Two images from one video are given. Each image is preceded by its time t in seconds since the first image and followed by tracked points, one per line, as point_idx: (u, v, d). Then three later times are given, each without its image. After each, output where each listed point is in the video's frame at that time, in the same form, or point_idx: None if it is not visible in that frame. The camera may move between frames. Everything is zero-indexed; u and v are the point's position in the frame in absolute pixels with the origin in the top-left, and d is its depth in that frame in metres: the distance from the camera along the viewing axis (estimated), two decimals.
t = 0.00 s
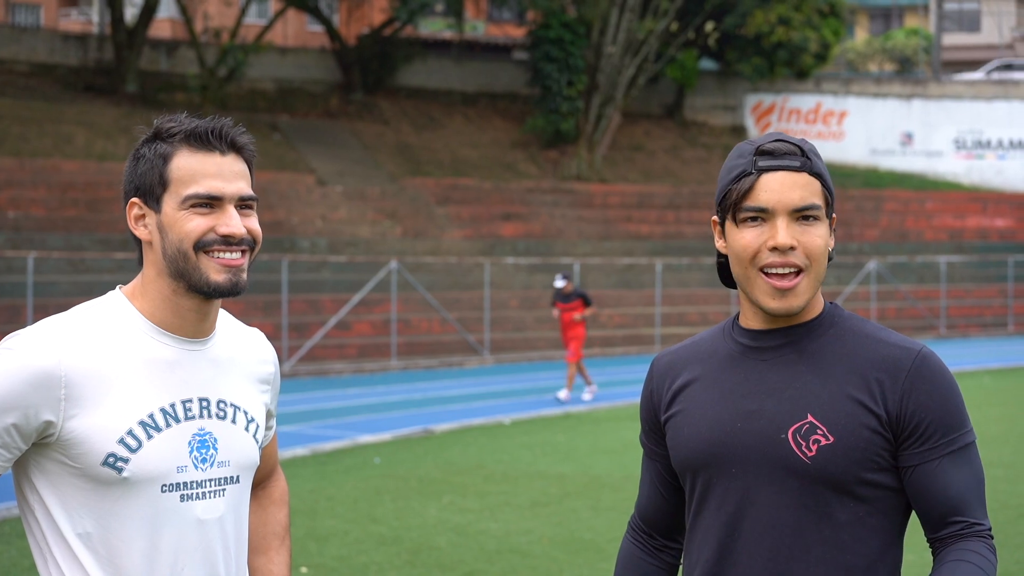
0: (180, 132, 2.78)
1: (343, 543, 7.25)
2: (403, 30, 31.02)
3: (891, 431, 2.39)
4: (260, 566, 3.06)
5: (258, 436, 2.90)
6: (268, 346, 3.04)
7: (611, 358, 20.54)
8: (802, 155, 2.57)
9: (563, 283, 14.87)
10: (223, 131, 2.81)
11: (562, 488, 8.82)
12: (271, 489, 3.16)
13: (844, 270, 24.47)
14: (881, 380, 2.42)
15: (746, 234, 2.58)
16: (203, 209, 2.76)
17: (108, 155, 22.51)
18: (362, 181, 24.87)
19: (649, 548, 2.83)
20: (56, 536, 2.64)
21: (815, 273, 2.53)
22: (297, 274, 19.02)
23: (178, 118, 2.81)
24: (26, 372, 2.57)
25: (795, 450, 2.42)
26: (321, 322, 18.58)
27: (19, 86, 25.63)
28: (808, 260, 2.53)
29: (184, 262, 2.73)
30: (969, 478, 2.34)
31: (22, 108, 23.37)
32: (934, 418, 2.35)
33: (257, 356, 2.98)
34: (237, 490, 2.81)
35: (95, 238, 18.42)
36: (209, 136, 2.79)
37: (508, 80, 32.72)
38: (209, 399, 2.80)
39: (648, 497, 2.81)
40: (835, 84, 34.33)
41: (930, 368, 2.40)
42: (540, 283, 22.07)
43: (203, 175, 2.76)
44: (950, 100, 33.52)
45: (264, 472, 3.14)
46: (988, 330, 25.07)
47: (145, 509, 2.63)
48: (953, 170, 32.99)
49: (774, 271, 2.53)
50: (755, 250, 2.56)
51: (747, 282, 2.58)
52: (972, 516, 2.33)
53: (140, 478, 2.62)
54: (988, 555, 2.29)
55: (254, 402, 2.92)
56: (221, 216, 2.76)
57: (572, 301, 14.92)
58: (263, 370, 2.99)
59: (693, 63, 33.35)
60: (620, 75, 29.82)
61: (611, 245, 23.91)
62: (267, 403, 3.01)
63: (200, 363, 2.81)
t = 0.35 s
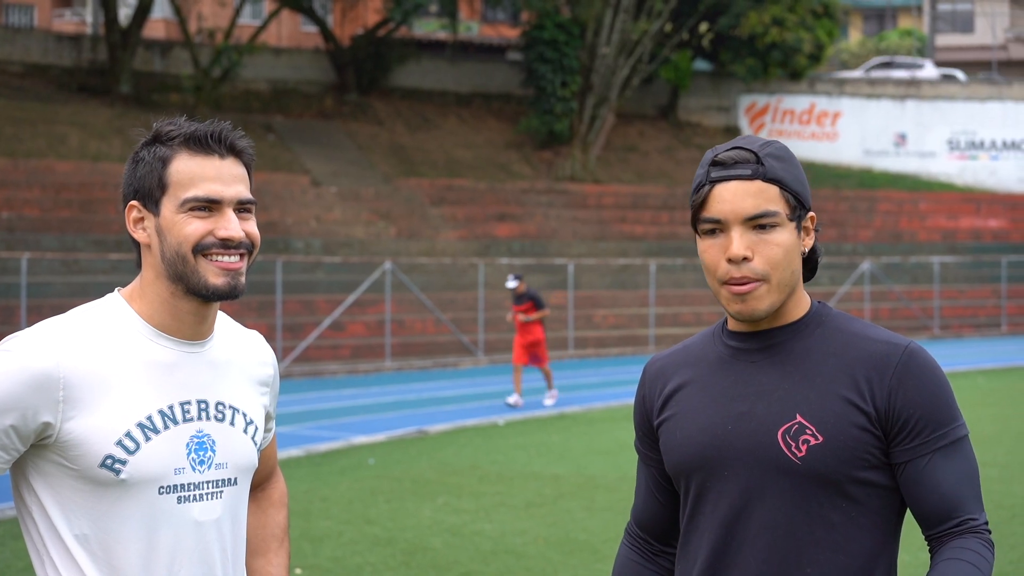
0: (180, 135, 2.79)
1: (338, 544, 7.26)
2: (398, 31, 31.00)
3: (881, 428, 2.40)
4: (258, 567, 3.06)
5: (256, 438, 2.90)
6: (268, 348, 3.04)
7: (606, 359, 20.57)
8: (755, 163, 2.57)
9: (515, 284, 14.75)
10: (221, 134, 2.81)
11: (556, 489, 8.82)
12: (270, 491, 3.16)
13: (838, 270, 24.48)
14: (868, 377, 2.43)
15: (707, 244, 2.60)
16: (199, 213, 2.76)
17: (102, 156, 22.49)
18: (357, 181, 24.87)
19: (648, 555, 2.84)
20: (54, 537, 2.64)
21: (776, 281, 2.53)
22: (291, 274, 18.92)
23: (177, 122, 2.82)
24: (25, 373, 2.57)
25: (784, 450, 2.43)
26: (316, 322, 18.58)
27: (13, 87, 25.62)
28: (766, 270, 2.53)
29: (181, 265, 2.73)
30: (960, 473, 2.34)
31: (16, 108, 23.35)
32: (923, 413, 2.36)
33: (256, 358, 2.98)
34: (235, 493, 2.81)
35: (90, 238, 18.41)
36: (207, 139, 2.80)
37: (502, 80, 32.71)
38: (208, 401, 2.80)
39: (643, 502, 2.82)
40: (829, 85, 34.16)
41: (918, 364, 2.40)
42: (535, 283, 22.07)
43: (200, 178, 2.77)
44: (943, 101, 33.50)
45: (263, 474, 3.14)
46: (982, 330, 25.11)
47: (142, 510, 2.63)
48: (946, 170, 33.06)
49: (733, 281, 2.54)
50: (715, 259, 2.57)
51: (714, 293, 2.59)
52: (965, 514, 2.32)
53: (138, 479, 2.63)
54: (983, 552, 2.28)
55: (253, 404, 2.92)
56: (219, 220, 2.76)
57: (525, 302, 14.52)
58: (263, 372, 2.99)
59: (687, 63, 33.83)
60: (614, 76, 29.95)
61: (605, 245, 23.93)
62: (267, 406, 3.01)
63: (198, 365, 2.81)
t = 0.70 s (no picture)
0: (174, 135, 2.79)
1: (332, 544, 7.26)
2: (393, 30, 30.98)
3: (861, 425, 2.39)
4: (258, 567, 3.07)
5: (255, 435, 2.91)
6: (266, 347, 3.04)
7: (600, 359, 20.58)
8: (687, 167, 2.59)
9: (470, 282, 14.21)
10: (216, 133, 2.81)
11: (550, 488, 8.82)
12: (271, 491, 3.16)
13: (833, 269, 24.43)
14: (847, 374, 2.43)
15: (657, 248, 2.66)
16: (193, 211, 2.75)
17: (97, 155, 22.48)
18: (352, 181, 24.88)
19: (645, 560, 2.83)
20: (51, 531, 2.64)
21: (711, 283, 2.55)
22: (286, 274, 18.87)
23: (173, 122, 2.82)
24: (24, 369, 2.57)
25: (763, 449, 2.44)
26: (311, 322, 18.58)
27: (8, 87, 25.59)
28: (699, 273, 2.55)
29: (176, 263, 2.72)
30: (940, 470, 2.33)
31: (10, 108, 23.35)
32: (902, 409, 2.35)
33: (256, 357, 2.98)
34: (233, 489, 2.81)
35: (84, 239, 18.41)
36: (203, 138, 2.80)
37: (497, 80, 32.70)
38: (207, 397, 2.80)
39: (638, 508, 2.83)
40: (824, 85, 34.28)
41: (898, 358, 2.40)
42: (530, 283, 22.06)
43: (194, 177, 2.76)
44: (938, 101, 33.50)
45: (263, 474, 3.15)
46: (977, 330, 25.15)
47: (140, 503, 2.64)
48: (942, 170, 33.09)
49: (674, 284, 2.59)
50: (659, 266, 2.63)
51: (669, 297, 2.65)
52: (945, 512, 2.31)
53: (135, 474, 2.63)
54: (963, 551, 2.27)
55: (253, 401, 2.92)
56: (213, 218, 2.76)
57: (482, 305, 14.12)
58: (262, 371, 3.00)
59: (682, 63, 33.26)
60: (609, 75, 29.93)
61: (600, 245, 23.95)
62: (266, 404, 3.02)
63: (197, 361, 2.81)
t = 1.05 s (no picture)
0: (160, 133, 2.79)
1: (319, 544, 7.25)
2: (381, 30, 30.92)
3: (846, 426, 2.38)
4: (250, 569, 3.14)
5: (244, 437, 2.91)
6: (257, 348, 3.04)
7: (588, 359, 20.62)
8: (666, 175, 2.58)
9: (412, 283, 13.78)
10: (202, 131, 2.80)
11: (537, 488, 8.82)
12: (266, 494, 3.25)
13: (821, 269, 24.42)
14: (831, 375, 2.43)
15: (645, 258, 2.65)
16: (178, 210, 2.75)
17: (84, 155, 22.43)
18: (341, 181, 24.86)
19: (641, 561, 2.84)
20: (36, 531, 2.66)
21: (705, 291, 2.56)
22: (274, 274, 18.84)
23: (159, 121, 2.82)
24: (8, 368, 2.60)
25: (749, 450, 2.44)
26: (299, 322, 18.56)
27: None
28: (691, 281, 2.56)
29: (161, 262, 2.72)
30: (927, 467, 2.25)
31: None
32: (883, 409, 2.32)
33: (247, 359, 2.99)
34: (221, 490, 2.82)
35: (71, 238, 18.36)
36: (188, 137, 2.79)
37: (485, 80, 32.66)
38: (193, 398, 2.81)
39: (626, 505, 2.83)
40: (813, 84, 34.19)
41: (881, 358, 2.37)
42: (518, 283, 22.07)
43: (179, 175, 2.75)
44: (926, 100, 33.57)
45: (259, 477, 3.23)
46: (964, 329, 25.24)
47: (124, 504, 2.65)
48: (930, 170, 33.18)
49: (667, 294, 2.60)
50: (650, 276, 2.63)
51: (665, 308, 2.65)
52: (931, 513, 2.22)
53: (119, 474, 2.64)
54: (951, 547, 2.17)
55: (242, 403, 2.93)
56: (197, 217, 2.74)
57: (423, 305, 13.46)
58: (253, 373, 3.00)
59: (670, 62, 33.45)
60: (598, 75, 29.94)
61: (589, 245, 23.97)
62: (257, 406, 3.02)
63: (184, 361, 2.82)
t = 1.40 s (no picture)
0: (137, 128, 2.83)
1: (302, 545, 7.23)
2: (364, 30, 30.86)
3: (821, 424, 2.57)
4: (234, 570, 3.20)
5: (224, 437, 2.98)
6: (239, 347, 3.12)
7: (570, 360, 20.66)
8: (648, 166, 2.80)
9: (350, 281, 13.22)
10: (181, 127, 2.86)
11: (521, 489, 8.81)
12: (251, 493, 3.30)
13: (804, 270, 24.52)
14: (810, 375, 2.62)
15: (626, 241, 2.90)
16: (157, 208, 2.80)
17: (65, 155, 22.34)
18: (324, 181, 24.83)
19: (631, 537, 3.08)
20: (12, 532, 2.72)
21: (665, 282, 2.79)
22: (256, 274, 18.79)
23: (138, 116, 2.86)
24: None
25: (731, 444, 2.65)
26: (281, 322, 18.53)
27: None
28: (654, 271, 2.79)
29: (140, 262, 2.78)
30: (893, 471, 2.41)
31: None
32: (853, 407, 2.49)
33: (227, 356, 3.06)
34: (199, 491, 2.89)
35: (52, 238, 18.29)
36: (168, 132, 2.84)
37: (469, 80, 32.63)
38: (171, 398, 2.88)
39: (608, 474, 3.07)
40: (795, 86, 34.64)
41: (858, 358, 2.55)
42: (501, 283, 22.09)
43: (157, 171, 2.81)
44: (908, 101, 33.65)
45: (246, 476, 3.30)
46: (945, 330, 25.37)
47: (100, 504, 2.71)
48: (911, 171, 33.30)
49: (635, 279, 2.84)
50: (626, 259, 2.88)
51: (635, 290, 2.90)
52: (888, 507, 2.39)
53: (95, 476, 2.70)
54: (901, 542, 2.33)
55: (222, 402, 3.00)
56: (176, 215, 2.80)
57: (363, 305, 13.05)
58: (234, 371, 3.08)
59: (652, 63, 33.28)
60: (581, 76, 29.97)
61: (572, 246, 24.00)
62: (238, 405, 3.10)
63: (163, 361, 2.89)
